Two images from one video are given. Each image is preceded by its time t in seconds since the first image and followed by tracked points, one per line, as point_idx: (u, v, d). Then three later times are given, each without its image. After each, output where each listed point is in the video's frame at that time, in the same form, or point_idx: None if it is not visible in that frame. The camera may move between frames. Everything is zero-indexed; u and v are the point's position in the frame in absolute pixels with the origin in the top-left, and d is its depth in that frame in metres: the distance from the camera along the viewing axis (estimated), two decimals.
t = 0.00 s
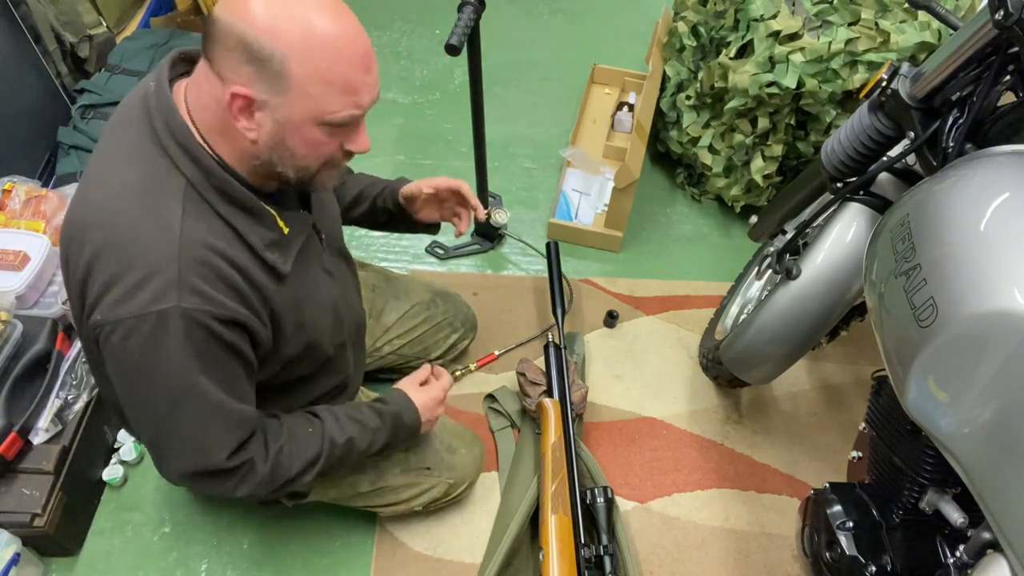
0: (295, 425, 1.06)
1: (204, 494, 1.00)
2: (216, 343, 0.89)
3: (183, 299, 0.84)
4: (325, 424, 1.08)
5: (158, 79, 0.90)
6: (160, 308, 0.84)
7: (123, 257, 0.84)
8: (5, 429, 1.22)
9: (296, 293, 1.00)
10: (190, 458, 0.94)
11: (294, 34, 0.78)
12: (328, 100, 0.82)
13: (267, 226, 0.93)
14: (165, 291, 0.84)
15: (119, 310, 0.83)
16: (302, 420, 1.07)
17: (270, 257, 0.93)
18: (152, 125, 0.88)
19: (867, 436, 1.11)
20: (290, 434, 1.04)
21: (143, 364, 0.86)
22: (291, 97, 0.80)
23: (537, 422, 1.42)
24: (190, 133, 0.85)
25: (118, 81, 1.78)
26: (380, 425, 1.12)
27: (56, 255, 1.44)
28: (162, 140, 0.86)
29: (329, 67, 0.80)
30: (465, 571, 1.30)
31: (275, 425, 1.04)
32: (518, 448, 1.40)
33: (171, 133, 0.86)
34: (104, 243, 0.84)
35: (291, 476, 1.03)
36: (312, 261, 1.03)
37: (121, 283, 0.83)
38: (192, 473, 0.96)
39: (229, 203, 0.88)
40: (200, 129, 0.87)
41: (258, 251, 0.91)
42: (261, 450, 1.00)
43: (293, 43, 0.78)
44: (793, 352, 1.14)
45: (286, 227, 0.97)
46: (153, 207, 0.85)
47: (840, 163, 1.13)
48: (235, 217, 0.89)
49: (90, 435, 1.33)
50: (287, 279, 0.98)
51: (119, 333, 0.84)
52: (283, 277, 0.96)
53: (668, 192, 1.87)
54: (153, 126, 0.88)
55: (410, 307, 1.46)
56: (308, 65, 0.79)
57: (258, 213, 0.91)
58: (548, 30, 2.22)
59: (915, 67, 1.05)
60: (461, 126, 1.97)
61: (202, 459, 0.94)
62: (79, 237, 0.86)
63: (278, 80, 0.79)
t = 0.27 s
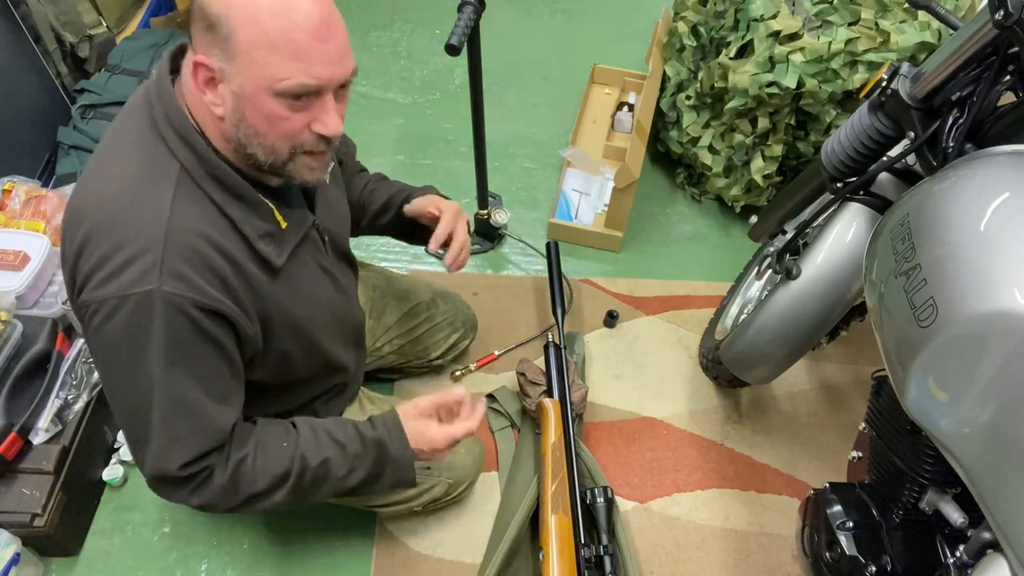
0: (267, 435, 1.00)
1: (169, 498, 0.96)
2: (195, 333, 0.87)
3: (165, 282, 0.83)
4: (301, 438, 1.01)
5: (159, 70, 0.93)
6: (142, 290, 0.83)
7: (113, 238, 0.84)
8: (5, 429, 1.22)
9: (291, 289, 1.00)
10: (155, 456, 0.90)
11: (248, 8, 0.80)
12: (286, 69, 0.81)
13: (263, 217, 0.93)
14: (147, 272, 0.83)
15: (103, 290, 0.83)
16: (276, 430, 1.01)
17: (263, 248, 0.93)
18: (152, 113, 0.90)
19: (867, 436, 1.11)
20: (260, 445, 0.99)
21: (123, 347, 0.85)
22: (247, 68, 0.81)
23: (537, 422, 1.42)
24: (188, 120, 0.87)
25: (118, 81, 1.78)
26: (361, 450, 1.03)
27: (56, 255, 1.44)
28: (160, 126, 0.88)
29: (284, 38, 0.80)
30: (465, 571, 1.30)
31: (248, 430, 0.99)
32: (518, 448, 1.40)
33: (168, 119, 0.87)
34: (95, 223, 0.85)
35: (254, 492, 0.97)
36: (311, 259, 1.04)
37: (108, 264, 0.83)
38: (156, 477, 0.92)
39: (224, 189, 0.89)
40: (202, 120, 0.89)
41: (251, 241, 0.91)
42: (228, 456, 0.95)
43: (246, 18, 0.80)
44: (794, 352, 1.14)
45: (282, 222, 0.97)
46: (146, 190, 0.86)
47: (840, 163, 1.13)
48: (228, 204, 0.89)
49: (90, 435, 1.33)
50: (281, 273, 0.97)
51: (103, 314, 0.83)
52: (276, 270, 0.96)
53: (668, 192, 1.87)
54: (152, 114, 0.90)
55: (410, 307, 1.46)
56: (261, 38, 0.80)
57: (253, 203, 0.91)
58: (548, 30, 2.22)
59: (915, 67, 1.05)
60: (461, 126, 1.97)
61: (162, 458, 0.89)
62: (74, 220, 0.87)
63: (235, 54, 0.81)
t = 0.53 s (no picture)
0: (259, 418, 1.00)
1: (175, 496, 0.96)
2: (187, 331, 0.86)
3: (155, 279, 0.83)
4: (292, 414, 1.01)
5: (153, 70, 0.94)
6: (133, 287, 0.82)
7: (105, 235, 0.84)
8: (5, 429, 1.22)
9: (289, 289, 0.99)
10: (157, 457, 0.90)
11: None
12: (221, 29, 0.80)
13: (257, 213, 0.93)
14: (138, 269, 0.83)
15: (96, 288, 0.83)
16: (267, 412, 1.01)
17: (257, 243, 0.93)
18: (145, 112, 0.91)
19: (867, 436, 1.11)
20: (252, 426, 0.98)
21: (116, 346, 0.84)
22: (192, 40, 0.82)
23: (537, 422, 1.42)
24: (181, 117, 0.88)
25: (118, 80, 1.78)
26: (347, 411, 1.02)
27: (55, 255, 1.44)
28: (153, 124, 0.89)
29: None
30: (465, 571, 1.30)
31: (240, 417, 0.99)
32: (518, 448, 1.40)
33: (161, 116, 0.88)
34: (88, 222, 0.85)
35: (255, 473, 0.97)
36: (309, 258, 1.03)
37: (100, 261, 0.83)
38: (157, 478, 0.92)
39: (217, 185, 0.89)
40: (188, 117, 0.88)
41: (244, 236, 0.91)
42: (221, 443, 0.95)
43: None
44: (794, 352, 1.14)
45: (279, 219, 0.97)
46: (138, 187, 0.86)
47: (840, 163, 1.13)
48: (220, 199, 0.89)
49: (89, 435, 1.33)
50: (276, 271, 0.97)
51: (93, 313, 0.83)
52: (272, 267, 0.96)
53: (668, 192, 1.87)
54: (145, 113, 0.91)
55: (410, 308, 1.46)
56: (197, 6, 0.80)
57: (247, 199, 0.92)
58: (547, 30, 2.22)
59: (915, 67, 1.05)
60: (461, 126, 1.97)
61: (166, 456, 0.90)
62: (70, 221, 0.87)
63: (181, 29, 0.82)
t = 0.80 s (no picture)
0: (278, 441, 1.03)
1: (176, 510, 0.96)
2: (186, 336, 0.86)
3: (152, 285, 0.83)
4: (311, 442, 1.05)
5: (144, 73, 0.93)
6: (130, 295, 0.82)
7: (101, 242, 0.84)
8: (5, 429, 1.22)
9: (286, 291, 1.00)
10: (162, 465, 0.90)
11: None
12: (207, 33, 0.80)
13: (254, 217, 0.94)
14: (134, 276, 0.83)
15: (95, 295, 0.83)
16: (287, 437, 1.04)
17: (254, 247, 0.93)
18: (139, 118, 0.91)
19: (867, 436, 1.11)
20: (274, 447, 1.02)
21: (114, 354, 0.84)
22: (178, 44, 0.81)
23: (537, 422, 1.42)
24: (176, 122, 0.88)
25: (118, 80, 1.78)
26: (368, 446, 1.07)
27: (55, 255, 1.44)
28: (147, 129, 0.89)
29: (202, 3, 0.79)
30: (465, 571, 1.30)
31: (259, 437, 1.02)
32: (518, 447, 1.40)
33: (155, 122, 0.88)
34: (84, 229, 0.85)
35: (269, 493, 0.99)
36: (308, 260, 1.03)
37: (97, 268, 0.83)
38: (168, 487, 0.92)
39: (212, 190, 0.90)
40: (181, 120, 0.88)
41: (240, 240, 0.91)
42: (241, 460, 0.97)
43: None
44: (794, 352, 1.14)
45: (276, 221, 0.97)
46: (133, 194, 0.86)
47: (840, 164, 1.13)
48: (216, 204, 0.90)
49: (90, 435, 1.33)
50: (272, 274, 0.97)
51: (93, 321, 0.83)
52: (269, 270, 0.96)
53: (667, 192, 1.87)
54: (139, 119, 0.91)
55: (410, 308, 1.46)
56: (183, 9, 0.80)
57: (241, 202, 0.92)
58: (547, 30, 2.22)
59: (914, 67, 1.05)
60: (461, 126, 1.97)
61: (172, 465, 0.90)
62: (65, 229, 0.87)
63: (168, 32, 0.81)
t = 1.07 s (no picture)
0: (296, 425, 1.12)
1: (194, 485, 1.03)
2: (202, 343, 0.88)
3: (168, 298, 0.84)
4: (325, 429, 1.14)
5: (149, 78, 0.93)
6: (145, 308, 0.83)
7: (113, 257, 0.84)
8: (5, 430, 1.22)
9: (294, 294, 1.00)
10: (193, 451, 0.96)
11: None
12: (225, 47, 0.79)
13: (261, 226, 0.94)
14: (149, 289, 0.83)
15: (109, 311, 0.83)
16: (301, 422, 1.13)
17: (261, 256, 0.93)
18: (144, 127, 0.90)
19: (867, 436, 1.11)
20: (293, 433, 1.10)
21: (132, 365, 0.86)
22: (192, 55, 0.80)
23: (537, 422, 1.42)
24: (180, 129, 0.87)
25: (118, 80, 1.78)
26: (370, 432, 1.19)
27: (55, 254, 1.44)
28: (153, 139, 0.88)
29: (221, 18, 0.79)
30: (465, 571, 1.30)
31: (281, 423, 1.09)
32: (518, 448, 1.40)
33: (161, 132, 0.88)
34: (94, 243, 0.85)
35: (294, 473, 1.08)
36: (310, 262, 1.03)
37: (109, 283, 0.84)
38: (207, 468, 1.00)
39: (218, 200, 0.89)
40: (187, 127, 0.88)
41: (248, 250, 0.91)
42: (270, 446, 1.05)
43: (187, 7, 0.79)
44: (794, 352, 1.14)
45: (281, 228, 0.97)
46: (141, 206, 0.85)
47: (839, 164, 1.13)
48: (223, 215, 0.89)
49: (89, 435, 1.33)
50: (280, 281, 0.97)
51: (110, 333, 0.84)
52: (276, 278, 0.96)
53: (667, 192, 1.87)
54: (145, 128, 0.90)
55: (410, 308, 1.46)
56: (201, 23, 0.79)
57: (248, 211, 0.91)
58: (547, 30, 2.22)
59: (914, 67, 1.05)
60: (461, 126, 1.97)
61: (213, 450, 0.97)
62: (74, 240, 0.87)
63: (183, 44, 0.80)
